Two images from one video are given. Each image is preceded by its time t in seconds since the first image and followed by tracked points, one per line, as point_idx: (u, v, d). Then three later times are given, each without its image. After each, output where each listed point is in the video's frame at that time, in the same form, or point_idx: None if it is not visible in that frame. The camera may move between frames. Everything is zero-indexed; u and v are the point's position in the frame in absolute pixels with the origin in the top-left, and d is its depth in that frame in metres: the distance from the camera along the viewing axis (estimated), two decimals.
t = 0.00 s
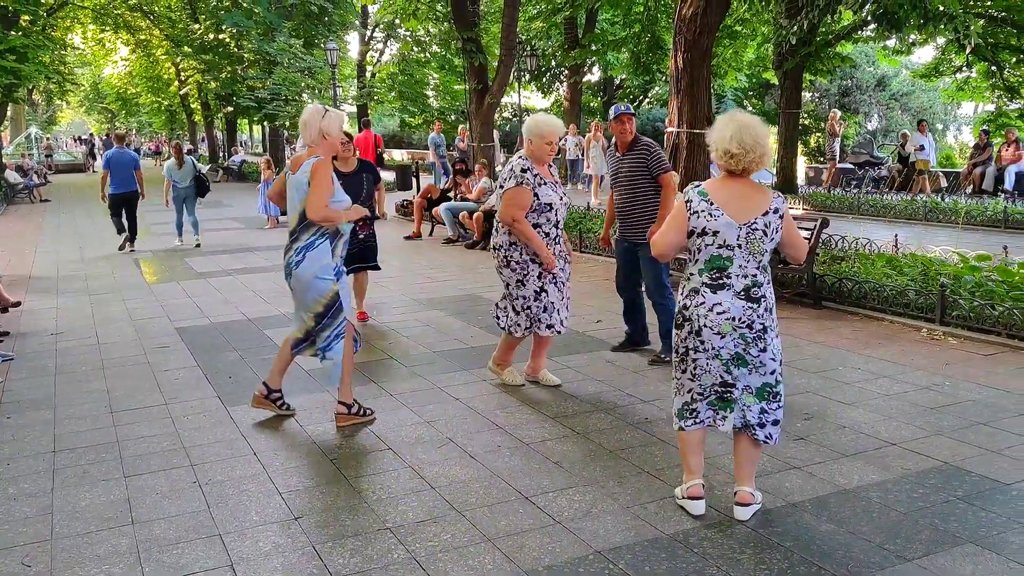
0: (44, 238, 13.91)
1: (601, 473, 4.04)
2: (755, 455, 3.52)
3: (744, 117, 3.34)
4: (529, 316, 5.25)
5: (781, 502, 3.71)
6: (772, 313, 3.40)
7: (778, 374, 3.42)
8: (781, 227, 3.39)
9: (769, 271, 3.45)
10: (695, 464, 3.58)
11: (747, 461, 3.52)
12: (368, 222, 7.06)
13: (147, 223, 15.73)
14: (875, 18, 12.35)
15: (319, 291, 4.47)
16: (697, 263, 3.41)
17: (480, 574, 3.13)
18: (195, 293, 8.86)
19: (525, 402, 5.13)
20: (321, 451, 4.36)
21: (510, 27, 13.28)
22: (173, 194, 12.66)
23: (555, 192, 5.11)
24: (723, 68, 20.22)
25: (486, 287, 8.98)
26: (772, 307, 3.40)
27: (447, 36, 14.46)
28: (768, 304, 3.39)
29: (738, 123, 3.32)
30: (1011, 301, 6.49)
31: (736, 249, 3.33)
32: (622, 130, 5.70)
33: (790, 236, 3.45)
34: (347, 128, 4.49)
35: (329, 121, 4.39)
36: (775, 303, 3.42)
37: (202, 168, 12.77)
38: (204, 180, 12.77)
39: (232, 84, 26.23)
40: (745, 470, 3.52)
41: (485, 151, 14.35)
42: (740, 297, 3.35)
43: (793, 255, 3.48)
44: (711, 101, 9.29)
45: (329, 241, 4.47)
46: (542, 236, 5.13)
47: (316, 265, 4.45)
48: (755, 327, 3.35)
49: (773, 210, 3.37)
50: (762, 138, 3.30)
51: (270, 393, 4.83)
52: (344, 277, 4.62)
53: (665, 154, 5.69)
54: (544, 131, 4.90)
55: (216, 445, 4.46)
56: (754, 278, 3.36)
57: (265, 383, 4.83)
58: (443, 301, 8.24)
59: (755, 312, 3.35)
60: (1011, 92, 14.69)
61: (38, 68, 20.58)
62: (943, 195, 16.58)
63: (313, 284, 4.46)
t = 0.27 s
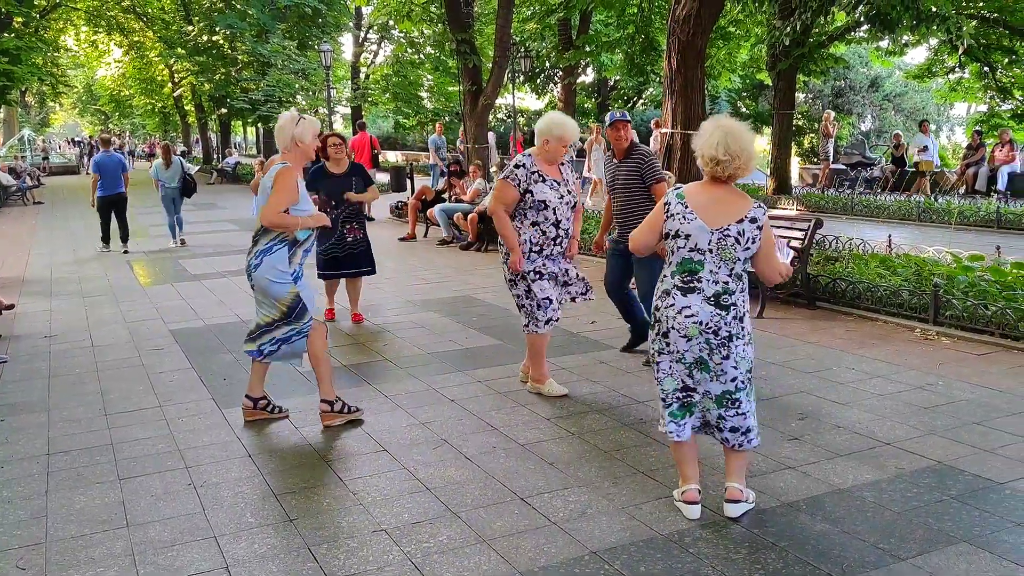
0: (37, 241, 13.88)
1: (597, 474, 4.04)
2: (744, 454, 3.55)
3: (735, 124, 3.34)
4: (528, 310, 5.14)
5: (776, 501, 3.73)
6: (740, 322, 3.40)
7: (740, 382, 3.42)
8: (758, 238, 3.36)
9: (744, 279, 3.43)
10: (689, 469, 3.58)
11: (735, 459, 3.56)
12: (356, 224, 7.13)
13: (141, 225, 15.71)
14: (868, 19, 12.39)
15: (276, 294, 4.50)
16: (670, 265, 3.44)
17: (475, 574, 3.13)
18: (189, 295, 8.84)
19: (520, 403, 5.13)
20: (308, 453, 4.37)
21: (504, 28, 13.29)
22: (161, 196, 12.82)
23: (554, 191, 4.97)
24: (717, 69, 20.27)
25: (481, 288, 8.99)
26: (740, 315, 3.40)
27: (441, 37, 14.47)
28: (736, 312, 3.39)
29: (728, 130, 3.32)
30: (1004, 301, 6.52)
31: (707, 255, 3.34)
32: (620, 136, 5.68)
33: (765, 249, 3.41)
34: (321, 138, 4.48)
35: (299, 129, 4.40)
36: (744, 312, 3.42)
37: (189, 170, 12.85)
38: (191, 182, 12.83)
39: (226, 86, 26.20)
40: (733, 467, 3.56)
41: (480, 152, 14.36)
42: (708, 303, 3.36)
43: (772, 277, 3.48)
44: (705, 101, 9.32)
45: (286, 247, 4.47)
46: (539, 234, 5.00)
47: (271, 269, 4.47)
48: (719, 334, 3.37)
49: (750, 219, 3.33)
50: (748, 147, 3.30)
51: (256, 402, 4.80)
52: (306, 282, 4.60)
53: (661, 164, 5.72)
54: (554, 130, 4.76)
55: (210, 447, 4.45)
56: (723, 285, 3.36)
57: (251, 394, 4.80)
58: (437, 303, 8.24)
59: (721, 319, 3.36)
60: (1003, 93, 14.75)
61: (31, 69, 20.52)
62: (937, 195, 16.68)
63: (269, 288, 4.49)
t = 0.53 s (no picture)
0: (32, 242, 13.85)
1: (594, 474, 4.05)
2: (744, 451, 3.57)
3: (728, 124, 3.35)
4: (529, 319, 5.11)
5: (772, 501, 3.73)
6: (735, 321, 3.41)
7: (727, 381, 3.43)
8: (753, 238, 3.38)
9: (738, 280, 3.45)
10: (685, 469, 3.57)
11: (737, 456, 3.56)
12: (342, 228, 7.08)
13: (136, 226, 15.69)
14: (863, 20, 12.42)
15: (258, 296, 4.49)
16: (666, 266, 3.44)
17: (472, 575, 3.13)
18: (185, 297, 8.82)
19: (516, 404, 5.13)
20: (303, 454, 4.36)
21: (499, 29, 13.29)
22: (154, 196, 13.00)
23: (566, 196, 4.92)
24: (713, 69, 20.30)
25: (477, 289, 8.99)
26: (736, 315, 3.41)
27: (437, 38, 14.47)
28: (731, 311, 3.40)
29: (721, 130, 3.33)
30: (999, 300, 6.54)
31: (704, 255, 3.35)
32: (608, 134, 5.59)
33: (757, 250, 3.43)
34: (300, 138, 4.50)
35: (278, 128, 4.42)
36: (739, 311, 3.43)
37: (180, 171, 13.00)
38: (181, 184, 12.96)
39: (221, 87, 26.17)
40: (735, 466, 3.57)
41: (476, 153, 14.35)
42: (703, 302, 3.37)
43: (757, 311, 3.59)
44: (700, 103, 9.34)
45: (268, 249, 4.44)
46: (550, 238, 4.93)
47: (253, 274, 4.44)
48: (712, 333, 3.38)
49: (743, 219, 3.36)
50: (741, 146, 3.31)
51: (251, 404, 4.82)
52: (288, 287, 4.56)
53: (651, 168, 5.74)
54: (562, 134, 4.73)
55: (207, 448, 4.44)
56: (719, 285, 3.37)
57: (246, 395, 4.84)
58: (433, 304, 8.23)
59: (716, 318, 3.38)
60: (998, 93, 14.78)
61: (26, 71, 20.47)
62: (932, 195, 16.75)
63: (252, 291, 4.48)
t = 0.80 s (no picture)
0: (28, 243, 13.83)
1: (591, 475, 4.05)
2: (762, 456, 3.52)
3: (739, 119, 3.34)
4: (564, 315, 4.94)
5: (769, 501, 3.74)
6: (756, 319, 3.42)
7: (749, 379, 3.44)
8: (768, 234, 3.43)
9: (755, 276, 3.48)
10: (685, 468, 3.58)
11: (756, 460, 3.51)
12: (339, 228, 7.14)
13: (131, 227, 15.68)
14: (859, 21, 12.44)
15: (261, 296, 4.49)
16: (687, 265, 3.42)
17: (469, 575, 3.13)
18: (181, 297, 8.81)
19: (513, 404, 5.12)
20: (304, 455, 4.34)
21: (496, 29, 13.29)
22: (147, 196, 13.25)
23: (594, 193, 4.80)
24: (709, 69, 20.32)
25: (474, 289, 8.99)
26: (756, 313, 3.42)
27: (433, 38, 14.47)
28: (753, 309, 3.41)
29: (733, 125, 3.32)
30: (995, 300, 6.55)
31: (727, 253, 3.36)
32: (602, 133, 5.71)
33: (772, 247, 3.48)
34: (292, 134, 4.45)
35: (268, 127, 4.38)
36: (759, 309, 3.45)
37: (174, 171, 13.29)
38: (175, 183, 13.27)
39: (217, 87, 26.15)
40: (755, 471, 3.51)
41: (472, 153, 14.35)
42: (727, 300, 3.37)
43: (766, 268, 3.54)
44: (697, 103, 9.35)
45: (269, 247, 4.42)
46: (579, 237, 4.82)
47: (255, 272, 4.45)
48: (736, 331, 3.38)
49: (760, 214, 3.41)
50: (753, 142, 3.32)
51: (248, 404, 4.80)
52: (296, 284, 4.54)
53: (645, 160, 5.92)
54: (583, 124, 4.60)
55: (204, 449, 4.44)
56: (741, 282, 3.39)
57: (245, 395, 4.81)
58: (429, 304, 8.23)
59: (739, 316, 3.38)
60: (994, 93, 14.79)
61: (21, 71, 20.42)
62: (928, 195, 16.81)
63: (256, 288, 4.48)
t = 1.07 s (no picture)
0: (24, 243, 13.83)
1: (588, 474, 4.05)
2: (766, 458, 3.51)
3: (755, 117, 3.30)
4: (598, 314, 4.84)
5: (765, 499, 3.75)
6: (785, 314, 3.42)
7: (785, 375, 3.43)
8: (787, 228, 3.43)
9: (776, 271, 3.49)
10: (706, 466, 3.56)
11: (759, 462, 3.50)
12: (346, 223, 7.15)
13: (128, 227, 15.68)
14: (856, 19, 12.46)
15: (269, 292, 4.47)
16: (717, 268, 3.35)
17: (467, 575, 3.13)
18: (178, 297, 8.80)
19: (511, 403, 5.13)
20: (304, 455, 4.34)
21: (492, 28, 13.28)
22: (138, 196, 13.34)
23: (612, 191, 4.78)
24: (705, 69, 20.37)
25: (471, 289, 9.00)
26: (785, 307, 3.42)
27: (430, 37, 14.48)
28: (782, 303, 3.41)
29: (750, 123, 3.28)
30: (993, 299, 6.56)
31: (757, 251, 3.32)
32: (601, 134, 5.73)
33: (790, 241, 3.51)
34: (301, 129, 4.43)
35: (278, 122, 4.35)
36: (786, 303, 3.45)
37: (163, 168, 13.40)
38: (166, 182, 13.38)
39: (214, 87, 26.15)
40: (758, 471, 3.51)
41: (469, 153, 14.34)
42: (760, 299, 3.34)
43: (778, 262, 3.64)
44: (694, 101, 9.35)
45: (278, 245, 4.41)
46: (600, 236, 4.77)
47: (266, 267, 4.43)
48: (772, 328, 3.36)
49: (781, 209, 3.40)
50: (772, 141, 3.29)
51: (259, 398, 4.75)
52: (303, 283, 4.51)
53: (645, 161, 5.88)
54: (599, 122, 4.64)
55: (201, 450, 4.43)
56: (771, 279, 3.37)
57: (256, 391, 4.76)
58: (427, 303, 8.23)
59: (772, 313, 3.36)
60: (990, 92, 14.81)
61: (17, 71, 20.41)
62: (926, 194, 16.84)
63: (265, 284, 4.46)
